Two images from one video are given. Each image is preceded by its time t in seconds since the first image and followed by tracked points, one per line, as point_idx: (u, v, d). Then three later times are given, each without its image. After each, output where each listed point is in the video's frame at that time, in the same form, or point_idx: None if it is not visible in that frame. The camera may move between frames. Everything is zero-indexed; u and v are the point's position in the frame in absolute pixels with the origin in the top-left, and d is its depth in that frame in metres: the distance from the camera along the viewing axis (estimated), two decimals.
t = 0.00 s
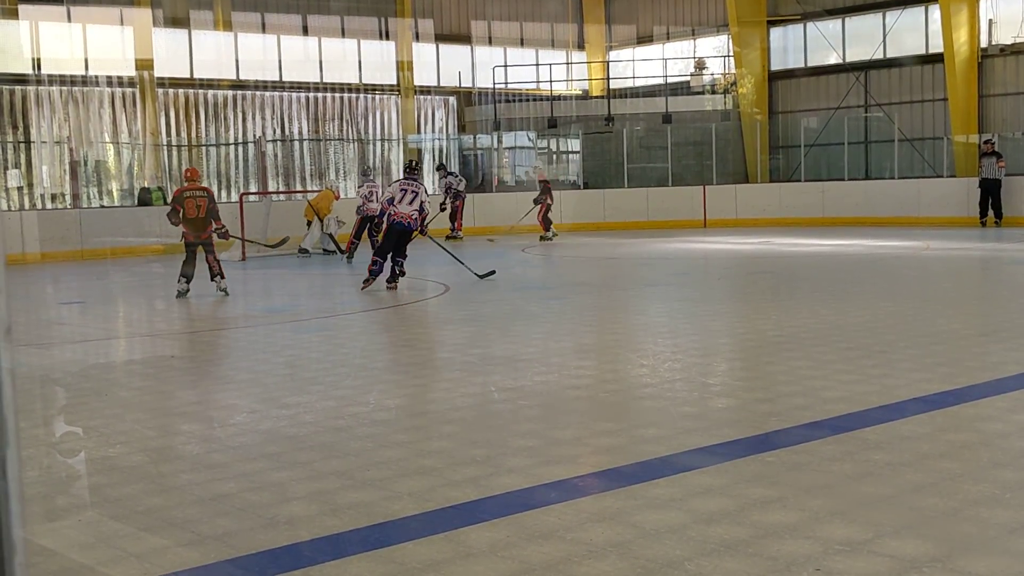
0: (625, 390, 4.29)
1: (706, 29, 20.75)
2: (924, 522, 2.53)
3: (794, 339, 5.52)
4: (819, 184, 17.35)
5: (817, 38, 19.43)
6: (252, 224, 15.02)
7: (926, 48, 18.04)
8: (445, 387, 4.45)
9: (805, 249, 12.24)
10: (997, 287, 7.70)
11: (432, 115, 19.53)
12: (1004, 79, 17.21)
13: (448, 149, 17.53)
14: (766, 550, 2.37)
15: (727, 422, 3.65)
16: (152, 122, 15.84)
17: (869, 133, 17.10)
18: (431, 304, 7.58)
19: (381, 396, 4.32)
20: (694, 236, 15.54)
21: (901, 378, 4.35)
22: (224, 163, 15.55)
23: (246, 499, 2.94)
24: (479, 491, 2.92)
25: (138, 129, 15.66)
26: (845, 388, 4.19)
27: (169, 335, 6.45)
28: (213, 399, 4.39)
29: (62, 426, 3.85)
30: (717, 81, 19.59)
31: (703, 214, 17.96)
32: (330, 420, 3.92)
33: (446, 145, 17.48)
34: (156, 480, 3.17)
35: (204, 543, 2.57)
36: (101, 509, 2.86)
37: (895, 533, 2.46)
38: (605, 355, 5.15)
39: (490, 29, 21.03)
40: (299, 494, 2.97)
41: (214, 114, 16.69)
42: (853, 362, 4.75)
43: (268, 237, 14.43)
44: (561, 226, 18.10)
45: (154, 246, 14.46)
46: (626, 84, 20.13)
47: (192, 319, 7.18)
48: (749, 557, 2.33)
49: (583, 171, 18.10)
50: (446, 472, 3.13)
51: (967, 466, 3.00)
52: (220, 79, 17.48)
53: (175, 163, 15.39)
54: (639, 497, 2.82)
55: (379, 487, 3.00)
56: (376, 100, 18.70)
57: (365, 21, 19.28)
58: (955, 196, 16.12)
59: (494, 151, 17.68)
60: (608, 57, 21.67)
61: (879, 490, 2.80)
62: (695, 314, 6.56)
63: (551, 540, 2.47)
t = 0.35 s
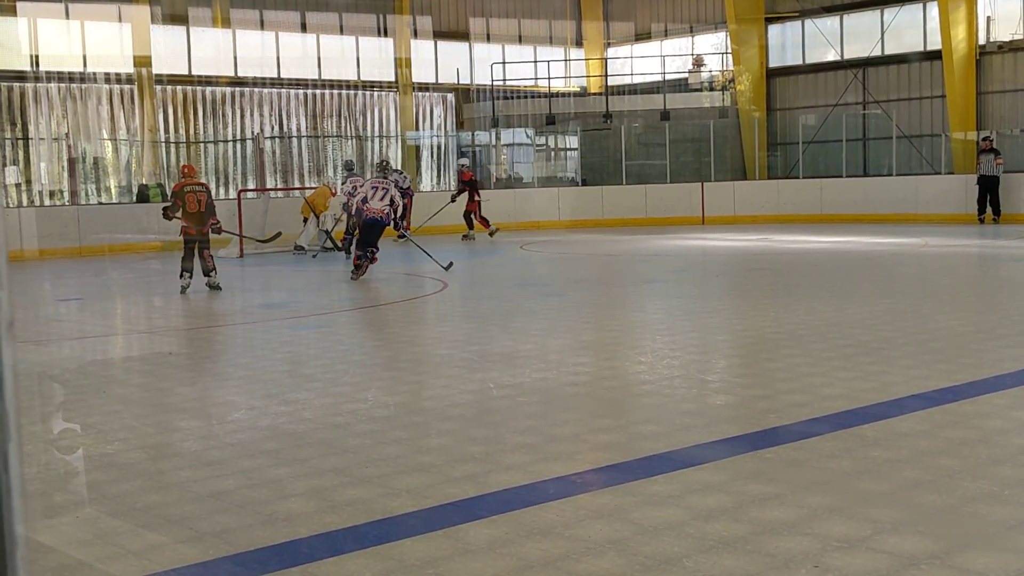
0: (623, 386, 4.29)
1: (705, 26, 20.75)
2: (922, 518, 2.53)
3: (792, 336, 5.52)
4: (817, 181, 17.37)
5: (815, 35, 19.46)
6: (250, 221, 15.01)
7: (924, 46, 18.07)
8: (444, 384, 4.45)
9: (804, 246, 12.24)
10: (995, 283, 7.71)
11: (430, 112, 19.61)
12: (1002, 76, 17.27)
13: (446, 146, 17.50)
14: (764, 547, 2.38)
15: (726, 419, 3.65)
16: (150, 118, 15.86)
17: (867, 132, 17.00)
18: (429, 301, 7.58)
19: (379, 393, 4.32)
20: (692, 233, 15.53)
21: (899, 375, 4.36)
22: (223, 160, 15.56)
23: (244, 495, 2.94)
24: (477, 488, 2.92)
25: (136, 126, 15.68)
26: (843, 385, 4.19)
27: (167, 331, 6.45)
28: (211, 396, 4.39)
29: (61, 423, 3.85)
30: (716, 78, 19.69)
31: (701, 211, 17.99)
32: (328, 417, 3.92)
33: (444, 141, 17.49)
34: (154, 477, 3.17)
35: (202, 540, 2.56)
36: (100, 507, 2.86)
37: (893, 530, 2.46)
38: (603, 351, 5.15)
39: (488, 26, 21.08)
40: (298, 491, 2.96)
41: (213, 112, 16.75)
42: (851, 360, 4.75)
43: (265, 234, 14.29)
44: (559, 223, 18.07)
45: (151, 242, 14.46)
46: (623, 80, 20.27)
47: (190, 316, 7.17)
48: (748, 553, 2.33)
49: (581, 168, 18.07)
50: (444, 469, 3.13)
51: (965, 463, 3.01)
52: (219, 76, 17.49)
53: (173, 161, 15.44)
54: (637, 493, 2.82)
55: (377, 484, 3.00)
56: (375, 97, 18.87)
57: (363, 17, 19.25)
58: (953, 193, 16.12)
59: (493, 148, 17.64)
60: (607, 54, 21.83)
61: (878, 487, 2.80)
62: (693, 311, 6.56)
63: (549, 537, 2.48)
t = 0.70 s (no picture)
0: (622, 393, 4.29)
1: (703, 32, 20.88)
2: (922, 526, 2.53)
3: (791, 342, 5.53)
4: (815, 188, 17.40)
5: (813, 41, 19.49)
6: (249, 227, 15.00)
7: (923, 52, 18.09)
8: (442, 390, 4.45)
9: (803, 252, 12.24)
10: (994, 290, 7.72)
11: (428, 118, 19.17)
12: (1000, 83, 17.29)
13: (445, 152, 17.49)
14: (762, 554, 2.38)
15: (724, 426, 3.65)
16: (149, 125, 15.77)
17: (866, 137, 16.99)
18: (428, 307, 7.58)
19: (378, 399, 4.32)
20: (690, 239, 15.53)
21: (899, 382, 4.36)
22: (222, 167, 15.60)
23: (243, 501, 2.94)
24: (476, 494, 2.92)
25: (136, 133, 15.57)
26: (842, 391, 4.19)
27: (165, 337, 6.45)
28: (210, 402, 4.39)
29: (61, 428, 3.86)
30: (713, 84, 19.68)
31: (700, 217, 18.08)
32: (327, 423, 3.92)
33: (442, 148, 17.47)
34: (153, 482, 3.17)
35: (201, 546, 2.57)
36: (99, 512, 2.86)
37: (893, 537, 2.46)
38: (602, 358, 5.16)
39: (485, 32, 21.48)
40: (296, 497, 2.97)
41: (212, 118, 16.56)
42: (851, 366, 4.76)
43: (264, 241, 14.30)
44: (556, 229, 18.08)
45: (151, 249, 14.56)
46: (622, 87, 20.21)
47: (189, 322, 7.18)
48: (747, 561, 2.33)
49: (579, 174, 18.06)
50: (443, 475, 3.13)
51: (965, 470, 3.01)
52: (218, 83, 17.34)
53: (172, 166, 15.69)
54: (636, 500, 2.82)
55: (376, 490, 3.00)
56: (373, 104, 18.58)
57: (361, 24, 19.39)
58: (952, 199, 16.15)
59: (490, 154, 17.58)
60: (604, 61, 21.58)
61: (876, 494, 2.80)
62: (692, 317, 6.57)
63: (548, 544, 2.48)
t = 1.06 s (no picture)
0: (619, 402, 4.29)
1: (699, 41, 21.07)
2: (920, 535, 2.54)
3: (789, 351, 5.53)
4: (813, 197, 17.43)
5: (811, 49, 19.59)
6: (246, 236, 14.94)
7: (922, 59, 18.16)
8: (439, 399, 4.45)
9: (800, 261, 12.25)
10: (991, 299, 7.73)
11: (424, 127, 19.53)
12: (999, 90, 17.38)
13: (441, 161, 17.47)
14: (760, 563, 2.38)
15: (722, 435, 3.65)
16: (147, 134, 15.94)
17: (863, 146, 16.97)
18: (425, 315, 7.58)
19: (375, 408, 4.31)
20: (688, 248, 15.54)
21: (896, 391, 4.36)
22: (218, 175, 15.61)
23: (240, 510, 2.94)
24: (474, 503, 2.92)
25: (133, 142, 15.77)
26: (840, 400, 4.20)
27: (162, 346, 6.44)
28: (207, 410, 4.38)
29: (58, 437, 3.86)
30: (710, 92, 19.58)
31: (697, 227, 18.06)
32: (325, 431, 3.92)
33: (439, 157, 17.44)
34: (149, 491, 3.17)
35: (198, 554, 2.56)
36: (95, 520, 2.86)
37: (891, 546, 2.46)
38: (599, 366, 5.16)
39: (482, 41, 21.69)
40: (294, 505, 2.96)
41: (208, 127, 17.04)
42: (848, 375, 4.76)
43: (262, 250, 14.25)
44: (552, 238, 18.13)
45: (147, 257, 14.61)
46: (619, 95, 20.51)
47: (186, 330, 7.17)
48: (745, 570, 2.33)
49: (575, 182, 18.12)
50: (440, 484, 3.13)
51: (962, 480, 3.01)
52: (216, 92, 17.44)
53: (169, 175, 15.31)
54: (633, 509, 2.82)
55: (373, 498, 3.00)
56: (370, 112, 19.00)
57: (358, 33, 19.42)
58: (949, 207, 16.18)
59: (487, 163, 17.63)
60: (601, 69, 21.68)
61: (874, 503, 2.80)
62: (689, 326, 6.57)
63: (545, 553, 2.47)
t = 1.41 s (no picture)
0: (622, 407, 4.28)
1: (702, 46, 21.19)
2: (923, 540, 2.52)
3: (791, 356, 5.52)
4: (815, 203, 17.40)
5: (813, 55, 19.64)
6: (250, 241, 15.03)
7: (924, 65, 18.08)
8: (442, 404, 4.44)
9: (802, 267, 12.22)
10: (994, 304, 7.71)
11: (427, 133, 19.22)
12: (1002, 97, 17.36)
13: (445, 166, 17.54)
14: (763, 568, 2.37)
15: (725, 440, 3.64)
16: (149, 140, 15.74)
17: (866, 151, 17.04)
18: (428, 321, 7.58)
19: (378, 413, 4.31)
20: (690, 253, 15.48)
21: (899, 396, 4.35)
22: (223, 181, 15.60)
23: (242, 515, 2.93)
24: (476, 508, 2.91)
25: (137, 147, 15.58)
26: (842, 405, 4.19)
27: (165, 351, 6.44)
28: (209, 415, 4.38)
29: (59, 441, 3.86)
30: (714, 98, 19.61)
31: (700, 233, 18.03)
32: (327, 436, 3.91)
33: (442, 162, 17.52)
34: (152, 496, 3.16)
35: (199, 559, 2.56)
36: (98, 526, 2.85)
37: (894, 551, 2.45)
38: (602, 371, 5.15)
39: (485, 47, 21.71)
40: (296, 510, 2.96)
41: (212, 133, 16.67)
42: (851, 380, 4.75)
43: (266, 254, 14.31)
44: (557, 244, 18.04)
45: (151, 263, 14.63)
46: (622, 101, 20.50)
47: (189, 336, 7.18)
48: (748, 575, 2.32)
49: (578, 188, 18.08)
50: (442, 489, 3.12)
51: (965, 484, 3.00)
52: (217, 97, 17.39)
53: (172, 182, 15.48)
54: (637, 514, 2.81)
55: (375, 503, 2.99)
56: (371, 119, 18.63)
57: (361, 39, 19.65)
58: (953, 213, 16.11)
59: (490, 168, 17.68)
60: (605, 75, 22.08)
61: (877, 508, 2.79)
62: (693, 331, 6.57)
63: (548, 557, 2.47)
